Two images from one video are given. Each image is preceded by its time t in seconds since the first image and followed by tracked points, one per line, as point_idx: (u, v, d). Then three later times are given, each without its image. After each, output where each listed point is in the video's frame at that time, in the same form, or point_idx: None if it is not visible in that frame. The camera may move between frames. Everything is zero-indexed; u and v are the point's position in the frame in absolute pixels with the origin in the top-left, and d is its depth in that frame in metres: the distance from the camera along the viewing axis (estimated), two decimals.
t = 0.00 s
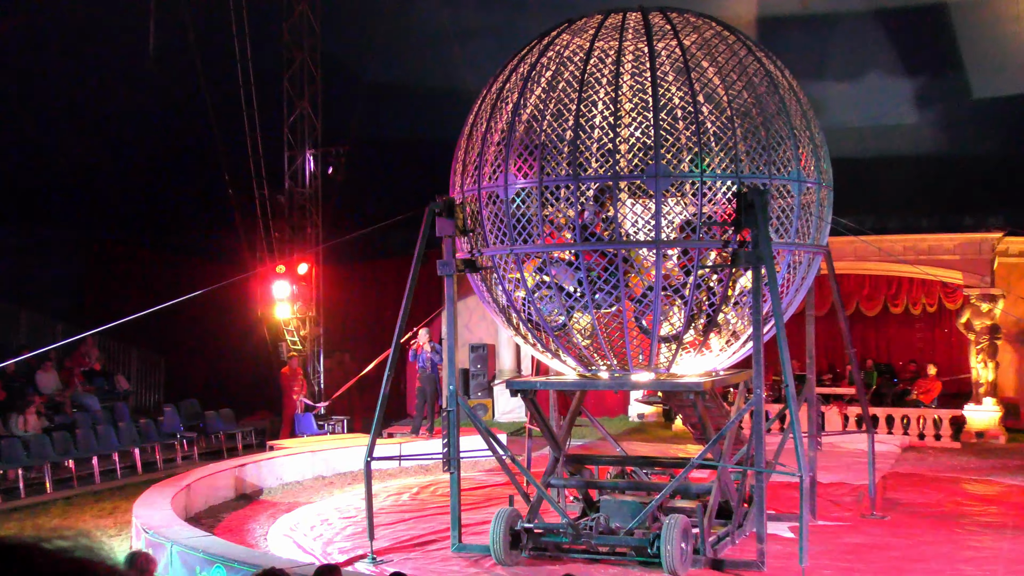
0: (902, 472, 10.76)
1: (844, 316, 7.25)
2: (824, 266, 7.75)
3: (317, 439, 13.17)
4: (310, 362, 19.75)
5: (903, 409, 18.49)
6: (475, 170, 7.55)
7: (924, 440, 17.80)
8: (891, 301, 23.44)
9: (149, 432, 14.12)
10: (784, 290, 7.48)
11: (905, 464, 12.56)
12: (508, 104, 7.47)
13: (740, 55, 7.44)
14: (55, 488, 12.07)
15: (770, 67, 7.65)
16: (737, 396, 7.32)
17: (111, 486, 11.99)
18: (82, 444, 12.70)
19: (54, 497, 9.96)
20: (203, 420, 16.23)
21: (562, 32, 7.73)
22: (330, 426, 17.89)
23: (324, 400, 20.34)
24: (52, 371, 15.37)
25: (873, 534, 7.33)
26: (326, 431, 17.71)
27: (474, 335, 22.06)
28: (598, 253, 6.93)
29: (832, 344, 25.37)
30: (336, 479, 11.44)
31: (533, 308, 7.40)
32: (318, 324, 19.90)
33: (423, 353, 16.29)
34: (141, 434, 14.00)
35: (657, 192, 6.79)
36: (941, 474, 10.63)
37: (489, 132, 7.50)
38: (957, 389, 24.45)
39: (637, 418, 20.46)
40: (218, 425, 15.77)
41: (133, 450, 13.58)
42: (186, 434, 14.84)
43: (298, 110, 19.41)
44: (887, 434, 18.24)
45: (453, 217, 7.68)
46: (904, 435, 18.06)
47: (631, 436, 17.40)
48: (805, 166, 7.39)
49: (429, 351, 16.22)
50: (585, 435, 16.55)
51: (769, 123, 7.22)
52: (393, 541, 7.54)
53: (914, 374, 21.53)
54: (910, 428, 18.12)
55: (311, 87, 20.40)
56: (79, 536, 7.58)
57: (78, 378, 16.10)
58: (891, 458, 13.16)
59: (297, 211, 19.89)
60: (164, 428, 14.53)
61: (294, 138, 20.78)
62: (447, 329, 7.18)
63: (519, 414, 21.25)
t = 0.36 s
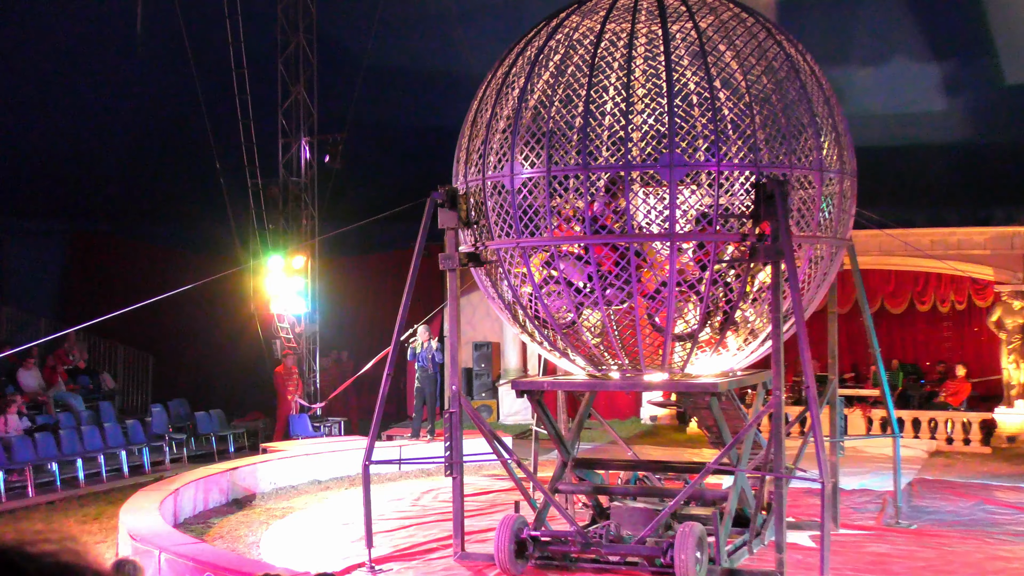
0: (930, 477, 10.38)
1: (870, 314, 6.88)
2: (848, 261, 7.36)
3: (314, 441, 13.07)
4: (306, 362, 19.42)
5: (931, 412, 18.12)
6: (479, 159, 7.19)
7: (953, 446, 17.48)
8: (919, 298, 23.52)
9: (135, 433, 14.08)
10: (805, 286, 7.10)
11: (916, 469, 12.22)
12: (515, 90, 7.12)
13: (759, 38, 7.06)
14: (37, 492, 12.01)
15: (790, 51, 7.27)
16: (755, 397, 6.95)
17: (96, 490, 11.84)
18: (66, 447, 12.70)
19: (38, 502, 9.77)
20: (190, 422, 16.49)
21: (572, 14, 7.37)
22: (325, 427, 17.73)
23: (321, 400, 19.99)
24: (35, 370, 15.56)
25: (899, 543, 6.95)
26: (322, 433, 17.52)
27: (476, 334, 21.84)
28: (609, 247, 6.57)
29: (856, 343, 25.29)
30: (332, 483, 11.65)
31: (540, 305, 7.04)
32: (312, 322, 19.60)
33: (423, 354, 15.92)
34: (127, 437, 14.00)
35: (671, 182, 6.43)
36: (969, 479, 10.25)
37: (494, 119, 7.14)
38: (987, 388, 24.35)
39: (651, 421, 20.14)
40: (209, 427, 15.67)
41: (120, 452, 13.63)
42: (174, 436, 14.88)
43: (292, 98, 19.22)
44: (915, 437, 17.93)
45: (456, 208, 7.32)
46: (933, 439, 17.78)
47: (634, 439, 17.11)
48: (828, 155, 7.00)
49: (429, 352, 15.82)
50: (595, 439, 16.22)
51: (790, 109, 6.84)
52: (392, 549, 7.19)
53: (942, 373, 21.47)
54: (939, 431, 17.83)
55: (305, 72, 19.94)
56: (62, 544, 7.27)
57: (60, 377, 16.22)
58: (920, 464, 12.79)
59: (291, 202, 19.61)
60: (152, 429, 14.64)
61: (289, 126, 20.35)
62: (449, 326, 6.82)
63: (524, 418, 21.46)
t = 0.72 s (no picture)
0: (960, 484, 10.03)
1: (898, 309, 6.51)
2: (875, 254, 6.99)
3: (308, 440, 13.24)
4: (304, 356, 19.04)
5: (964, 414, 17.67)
6: (487, 144, 6.83)
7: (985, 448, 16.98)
8: (951, 293, 23.27)
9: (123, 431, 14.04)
10: (830, 280, 6.72)
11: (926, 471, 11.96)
12: (524, 72, 6.76)
13: (783, 18, 6.69)
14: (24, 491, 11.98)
15: (815, 31, 6.89)
16: (777, 397, 6.58)
17: (84, 489, 11.82)
18: (50, 445, 12.64)
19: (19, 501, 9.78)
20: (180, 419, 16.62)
21: None
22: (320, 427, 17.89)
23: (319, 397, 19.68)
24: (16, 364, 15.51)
25: (929, 552, 6.58)
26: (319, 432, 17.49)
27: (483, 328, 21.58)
28: (624, 237, 6.22)
29: (882, 339, 25.04)
30: (329, 484, 11.99)
31: (551, 298, 6.68)
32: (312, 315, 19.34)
33: (422, 351, 15.61)
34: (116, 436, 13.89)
35: (689, 170, 6.08)
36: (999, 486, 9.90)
37: (503, 102, 6.78)
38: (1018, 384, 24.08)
39: (667, 422, 19.81)
40: (200, 424, 15.69)
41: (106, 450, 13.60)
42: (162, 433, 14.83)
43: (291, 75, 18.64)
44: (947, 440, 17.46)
45: (462, 196, 6.95)
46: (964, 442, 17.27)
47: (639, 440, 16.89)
48: (855, 141, 6.64)
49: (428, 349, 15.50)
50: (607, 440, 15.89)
51: (815, 92, 6.47)
52: (393, 555, 6.84)
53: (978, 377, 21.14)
54: (972, 434, 17.30)
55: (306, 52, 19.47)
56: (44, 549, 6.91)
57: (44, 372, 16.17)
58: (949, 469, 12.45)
59: (290, 188, 19.01)
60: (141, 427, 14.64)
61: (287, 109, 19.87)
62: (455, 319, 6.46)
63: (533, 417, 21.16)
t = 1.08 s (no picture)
0: (986, 493, 9.70)
1: (926, 309, 6.17)
2: (901, 250, 6.64)
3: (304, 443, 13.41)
4: (298, 355, 18.76)
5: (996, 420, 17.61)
6: (493, 133, 6.51)
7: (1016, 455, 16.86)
8: (982, 293, 22.91)
9: (108, 433, 14.02)
10: (854, 277, 6.38)
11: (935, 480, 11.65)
12: (532, 56, 6.43)
13: (805, 1, 6.36)
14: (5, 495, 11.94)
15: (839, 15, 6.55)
16: (797, 400, 6.25)
17: (66, 494, 11.84)
18: (32, 448, 12.65)
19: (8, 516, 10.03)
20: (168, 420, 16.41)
21: None
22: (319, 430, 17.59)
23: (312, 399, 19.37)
24: None
25: (956, 565, 6.24)
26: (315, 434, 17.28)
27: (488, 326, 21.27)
28: (636, 232, 5.89)
29: (910, 339, 24.53)
30: (325, 490, 12.07)
31: (559, 296, 6.35)
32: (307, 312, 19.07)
33: (415, 351, 15.35)
34: (101, 437, 13.92)
35: (705, 160, 5.74)
36: None
37: (510, 88, 6.45)
38: None
39: (678, 425, 19.53)
40: (189, 427, 15.58)
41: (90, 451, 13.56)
42: (148, 435, 14.81)
43: (286, 58, 18.41)
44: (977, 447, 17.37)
45: (467, 186, 6.62)
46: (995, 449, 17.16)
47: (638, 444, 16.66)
48: (882, 131, 6.29)
49: (420, 350, 15.27)
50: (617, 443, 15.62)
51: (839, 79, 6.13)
52: (391, 565, 6.54)
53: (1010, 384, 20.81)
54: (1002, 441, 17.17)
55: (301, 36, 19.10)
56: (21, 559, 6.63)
57: (26, 371, 16.02)
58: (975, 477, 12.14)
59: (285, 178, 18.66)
60: (126, 429, 14.63)
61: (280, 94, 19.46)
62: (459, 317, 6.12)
63: (538, 418, 20.87)
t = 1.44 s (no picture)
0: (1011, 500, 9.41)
1: (953, 305, 5.85)
2: (927, 242, 6.31)
3: (297, 446, 13.49)
4: (292, 353, 18.47)
5: None
6: (497, 118, 6.19)
7: None
8: (1012, 286, 22.60)
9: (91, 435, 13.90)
10: (876, 270, 6.06)
11: (941, 485, 11.42)
12: (539, 38, 6.11)
13: None
14: None
15: None
16: (817, 401, 5.94)
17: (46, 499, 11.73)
18: (12, 451, 12.51)
19: None
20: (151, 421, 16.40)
21: None
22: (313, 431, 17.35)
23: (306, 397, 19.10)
24: None
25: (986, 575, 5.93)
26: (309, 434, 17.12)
27: (491, 322, 21.01)
28: (647, 223, 5.57)
29: (937, 336, 24.30)
30: (319, 494, 12.10)
31: (566, 290, 6.04)
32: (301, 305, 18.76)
33: (410, 348, 15.04)
34: (85, 439, 13.79)
35: (721, 148, 5.42)
36: None
37: (515, 71, 6.13)
38: None
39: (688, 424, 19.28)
40: (175, 428, 15.56)
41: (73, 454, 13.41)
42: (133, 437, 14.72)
43: (280, 40, 18.00)
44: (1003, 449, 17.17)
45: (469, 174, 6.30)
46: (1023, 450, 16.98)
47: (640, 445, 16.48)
48: (907, 118, 5.97)
49: (416, 347, 14.99)
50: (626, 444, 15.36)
51: (862, 61, 5.79)
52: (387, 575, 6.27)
53: None
54: None
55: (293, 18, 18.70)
56: None
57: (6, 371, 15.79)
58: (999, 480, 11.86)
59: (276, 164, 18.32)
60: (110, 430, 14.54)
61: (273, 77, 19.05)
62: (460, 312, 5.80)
63: (544, 419, 20.63)
